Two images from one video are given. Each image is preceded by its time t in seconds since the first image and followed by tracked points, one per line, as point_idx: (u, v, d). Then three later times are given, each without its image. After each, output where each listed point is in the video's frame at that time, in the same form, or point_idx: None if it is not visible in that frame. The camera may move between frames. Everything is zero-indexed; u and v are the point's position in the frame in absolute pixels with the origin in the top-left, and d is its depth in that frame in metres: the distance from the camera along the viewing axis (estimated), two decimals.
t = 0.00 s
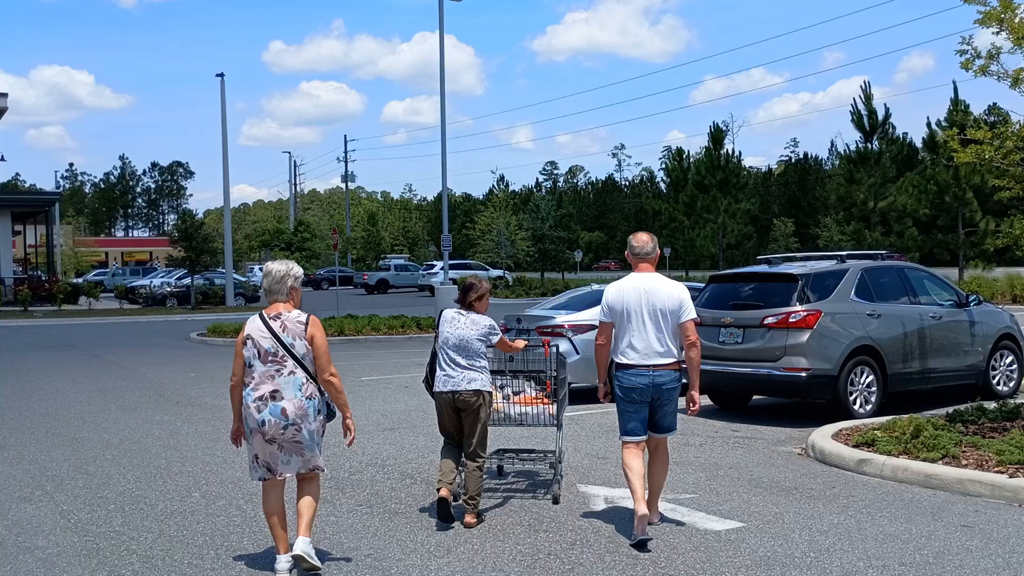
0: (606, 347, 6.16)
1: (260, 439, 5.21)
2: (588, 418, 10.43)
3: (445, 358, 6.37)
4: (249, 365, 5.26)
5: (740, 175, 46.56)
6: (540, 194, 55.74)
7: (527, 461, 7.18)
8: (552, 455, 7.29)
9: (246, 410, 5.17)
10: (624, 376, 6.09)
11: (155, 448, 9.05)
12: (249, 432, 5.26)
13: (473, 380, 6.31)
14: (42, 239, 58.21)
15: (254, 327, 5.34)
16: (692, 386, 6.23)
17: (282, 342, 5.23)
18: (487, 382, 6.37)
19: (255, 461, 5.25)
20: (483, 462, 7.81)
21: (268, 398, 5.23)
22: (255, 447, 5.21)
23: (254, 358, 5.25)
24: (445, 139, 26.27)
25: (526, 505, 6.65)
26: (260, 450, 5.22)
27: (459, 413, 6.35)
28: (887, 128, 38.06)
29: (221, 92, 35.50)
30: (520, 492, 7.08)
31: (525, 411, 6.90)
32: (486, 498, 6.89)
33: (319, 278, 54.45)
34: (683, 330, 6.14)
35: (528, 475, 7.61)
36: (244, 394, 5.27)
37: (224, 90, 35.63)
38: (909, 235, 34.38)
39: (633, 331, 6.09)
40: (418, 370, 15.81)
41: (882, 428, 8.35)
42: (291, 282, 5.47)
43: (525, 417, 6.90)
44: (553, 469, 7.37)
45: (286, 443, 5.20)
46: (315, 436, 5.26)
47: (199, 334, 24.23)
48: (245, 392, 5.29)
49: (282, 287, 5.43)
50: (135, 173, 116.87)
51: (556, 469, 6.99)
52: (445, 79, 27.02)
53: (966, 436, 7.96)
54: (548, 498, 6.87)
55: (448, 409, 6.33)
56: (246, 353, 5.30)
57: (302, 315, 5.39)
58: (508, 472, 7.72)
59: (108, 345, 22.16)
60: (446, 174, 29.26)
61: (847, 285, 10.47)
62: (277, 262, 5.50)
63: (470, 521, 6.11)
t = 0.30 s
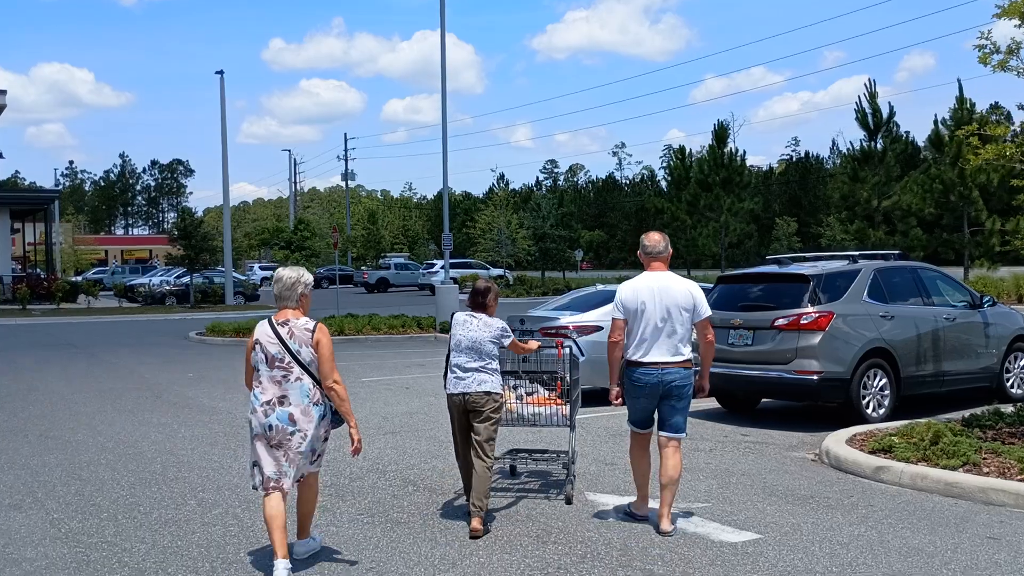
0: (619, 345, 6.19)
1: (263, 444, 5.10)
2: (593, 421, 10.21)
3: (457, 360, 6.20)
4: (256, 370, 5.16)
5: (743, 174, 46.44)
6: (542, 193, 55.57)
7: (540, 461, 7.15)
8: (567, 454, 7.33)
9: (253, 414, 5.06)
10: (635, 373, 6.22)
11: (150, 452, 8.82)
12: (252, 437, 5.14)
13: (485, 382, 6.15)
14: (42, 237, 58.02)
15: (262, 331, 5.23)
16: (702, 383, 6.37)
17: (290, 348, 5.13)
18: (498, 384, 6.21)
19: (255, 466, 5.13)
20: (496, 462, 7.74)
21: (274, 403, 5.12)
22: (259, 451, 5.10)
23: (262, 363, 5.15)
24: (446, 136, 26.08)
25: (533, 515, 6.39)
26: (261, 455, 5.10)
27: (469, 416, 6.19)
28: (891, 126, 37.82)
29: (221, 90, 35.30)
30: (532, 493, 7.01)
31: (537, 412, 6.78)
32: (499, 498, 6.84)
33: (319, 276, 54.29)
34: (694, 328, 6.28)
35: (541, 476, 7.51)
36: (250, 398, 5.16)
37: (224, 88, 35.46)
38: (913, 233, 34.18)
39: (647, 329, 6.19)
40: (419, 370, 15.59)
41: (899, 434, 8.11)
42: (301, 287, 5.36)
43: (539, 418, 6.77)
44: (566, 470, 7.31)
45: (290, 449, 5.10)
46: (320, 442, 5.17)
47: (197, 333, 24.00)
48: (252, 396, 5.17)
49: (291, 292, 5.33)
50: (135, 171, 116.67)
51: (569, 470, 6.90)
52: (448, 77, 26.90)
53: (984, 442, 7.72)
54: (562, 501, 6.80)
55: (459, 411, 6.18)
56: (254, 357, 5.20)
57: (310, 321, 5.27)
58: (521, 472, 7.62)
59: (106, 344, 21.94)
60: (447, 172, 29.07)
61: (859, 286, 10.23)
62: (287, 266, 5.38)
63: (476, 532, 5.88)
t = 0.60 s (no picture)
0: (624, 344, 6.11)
1: (276, 429, 5.35)
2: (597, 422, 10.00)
3: (470, 353, 6.33)
4: (270, 357, 5.39)
5: (744, 172, 46.23)
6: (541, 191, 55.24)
7: (554, 458, 7.16)
8: (580, 451, 7.18)
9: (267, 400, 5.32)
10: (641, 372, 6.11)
11: (143, 454, 8.57)
12: (267, 422, 5.40)
13: (498, 375, 6.27)
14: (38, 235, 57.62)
15: (276, 319, 5.47)
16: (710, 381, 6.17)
17: (303, 336, 5.37)
18: (510, 377, 6.34)
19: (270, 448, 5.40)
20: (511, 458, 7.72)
21: (287, 389, 5.37)
22: (272, 435, 5.35)
23: (275, 350, 5.39)
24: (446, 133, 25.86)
25: (541, 522, 6.15)
26: (276, 439, 5.36)
27: (482, 408, 6.31)
28: (892, 125, 37.81)
29: (219, 87, 35.02)
30: (545, 489, 7.03)
31: (551, 408, 6.80)
32: (511, 494, 6.93)
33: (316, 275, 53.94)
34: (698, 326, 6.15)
35: (556, 473, 7.51)
36: (264, 384, 5.41)
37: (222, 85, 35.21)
38: (915, 232, 33.92)
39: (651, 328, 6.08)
40: (419, 370, 15.35)
41: (913, 436, 7.88)
42: (315, 278, 5.62)
43: (552, 412, 6.80)
44: (579, 466, 7.25)
45: (301, 435, 5.33)
46: (331, 428, 5.39)
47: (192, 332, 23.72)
48: (266, 382, 5.43)
49: (306, 283, 5.58)
50: (132, 169, 116.19)
51: (583, 466, 6.91)
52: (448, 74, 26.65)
53: (1002, 446, 7.49)
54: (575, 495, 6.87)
55: (472, 404, 6.30)
56: (267, 345, 5.44)
57: (324, 311, 5.52)
58: (535, 471, 7.59)
59: (100, 342, 21.64)
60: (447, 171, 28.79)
61: (870, 285, 10.01)
62: (303, 259, 5.63)
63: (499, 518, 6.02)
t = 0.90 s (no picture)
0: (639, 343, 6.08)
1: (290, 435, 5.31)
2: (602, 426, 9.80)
3: (490, 356, 6.19)
4: (282, 363, 5.35)
5: (743, 172, 46.09)
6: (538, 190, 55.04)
7: (569, 459, 7.09)
8: (595, 452, 7.11)
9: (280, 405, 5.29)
10: (656, 371, 6.05)
11: (137, 460, 8.34)
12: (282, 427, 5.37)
13: (520, 379, 6.14)
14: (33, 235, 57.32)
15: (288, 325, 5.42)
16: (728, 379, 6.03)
17: (314, 343, 5.30)
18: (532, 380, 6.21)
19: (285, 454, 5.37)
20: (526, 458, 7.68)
21: (299, 395, 5.32)
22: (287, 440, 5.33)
23: (287, 356, 5.33)
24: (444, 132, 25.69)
25: (551, 534, 5.92)
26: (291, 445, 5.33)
27: (503, 412, 6.14)
28: (891, 123, 37.62)
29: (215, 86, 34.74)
30: (559, 490, 6.99)
31: (566, 410, 6.69)
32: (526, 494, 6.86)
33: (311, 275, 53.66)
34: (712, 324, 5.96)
35: (571, 474, 7.45)
36: (277, 390, 5.37)
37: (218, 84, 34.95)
38: (914, 231, 33.73)
39: (665, 327, 6.01)
40: (419, 371, 15.13)
41: (930, 441, 7.66)
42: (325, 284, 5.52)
43: (568, 415, 6.69)
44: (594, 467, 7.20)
45: (314, 440, 5.27)
46: (343, 434, 5.32)
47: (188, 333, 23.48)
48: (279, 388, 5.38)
49: (316, 288, 5.48)
50: (127, 168, 115.86)
51: (598, 466, 6.86)
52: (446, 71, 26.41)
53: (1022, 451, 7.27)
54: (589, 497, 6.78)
55: (494, 409, 6.11)
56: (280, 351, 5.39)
57: (335, 317, 5.43)
58: (552, 471, 7.55)
59: (94, 344, 21.39)
60: (444, 170, 28.55)
61: (881, 285, 9.80)
62: (313, 264, 5.55)
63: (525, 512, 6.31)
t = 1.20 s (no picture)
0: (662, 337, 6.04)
1: (297, 427, 5.32)
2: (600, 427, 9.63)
3: (503, 351, 6.22)
4: (289, 357, 5.38)
5: (735, 170, 45.94)
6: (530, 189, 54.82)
7: (578, 456, 7.00)
8: (604, 450, 7.01)
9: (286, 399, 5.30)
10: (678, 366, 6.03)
11: (123, 464, 8.11)
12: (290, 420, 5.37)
13: (531, 373, 6.17)
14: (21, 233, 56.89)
15: (294, 321, 5.46)
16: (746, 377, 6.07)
17: (319, 335, 5.34)
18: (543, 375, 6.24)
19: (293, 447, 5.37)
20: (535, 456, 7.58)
21: (306, 387, 5.33)
22: (293, 433, 5.32)
23: (294, 350, 5.37)
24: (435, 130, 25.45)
25: (553, 541, 5.71)
26: (297, 437, 5.33)
27: (515, 406, 6.21)
28: (884, 121, 37.46)
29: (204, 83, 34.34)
30: (567, 488, 6.92)
31: (574, 407, 6.64)
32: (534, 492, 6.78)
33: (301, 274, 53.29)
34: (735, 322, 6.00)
35: (580, 471, 7.35)
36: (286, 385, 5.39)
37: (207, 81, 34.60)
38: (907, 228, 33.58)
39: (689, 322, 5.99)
40: (413, 371, 14.91)
41: (939, 443, 7.47)
42: (331, 279, 5.59)
43: (575, 414, 6.64)
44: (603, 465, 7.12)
45: (323, 430, 5.30)
46: (353, 423, 5.34)
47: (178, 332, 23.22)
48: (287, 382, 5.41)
49: (322, 283, 5.56)
50: (116, 167, 115.25)
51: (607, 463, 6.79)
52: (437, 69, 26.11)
53: None
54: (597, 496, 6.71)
55: (506, 403, 6.18)
56: (288, 345, 5.43)
57: (340, 310, 5.49)
58: (562, 468, 7.46)
59: (82, 344, 21.09)
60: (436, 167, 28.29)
61: (885, 283, 9.62)
62: (319, 260, 5.62)
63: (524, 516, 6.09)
